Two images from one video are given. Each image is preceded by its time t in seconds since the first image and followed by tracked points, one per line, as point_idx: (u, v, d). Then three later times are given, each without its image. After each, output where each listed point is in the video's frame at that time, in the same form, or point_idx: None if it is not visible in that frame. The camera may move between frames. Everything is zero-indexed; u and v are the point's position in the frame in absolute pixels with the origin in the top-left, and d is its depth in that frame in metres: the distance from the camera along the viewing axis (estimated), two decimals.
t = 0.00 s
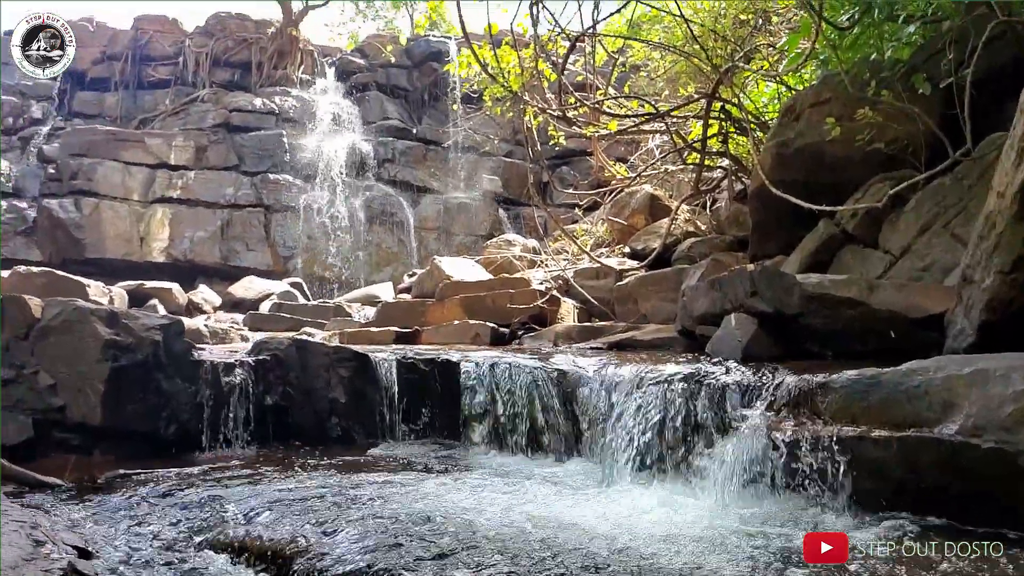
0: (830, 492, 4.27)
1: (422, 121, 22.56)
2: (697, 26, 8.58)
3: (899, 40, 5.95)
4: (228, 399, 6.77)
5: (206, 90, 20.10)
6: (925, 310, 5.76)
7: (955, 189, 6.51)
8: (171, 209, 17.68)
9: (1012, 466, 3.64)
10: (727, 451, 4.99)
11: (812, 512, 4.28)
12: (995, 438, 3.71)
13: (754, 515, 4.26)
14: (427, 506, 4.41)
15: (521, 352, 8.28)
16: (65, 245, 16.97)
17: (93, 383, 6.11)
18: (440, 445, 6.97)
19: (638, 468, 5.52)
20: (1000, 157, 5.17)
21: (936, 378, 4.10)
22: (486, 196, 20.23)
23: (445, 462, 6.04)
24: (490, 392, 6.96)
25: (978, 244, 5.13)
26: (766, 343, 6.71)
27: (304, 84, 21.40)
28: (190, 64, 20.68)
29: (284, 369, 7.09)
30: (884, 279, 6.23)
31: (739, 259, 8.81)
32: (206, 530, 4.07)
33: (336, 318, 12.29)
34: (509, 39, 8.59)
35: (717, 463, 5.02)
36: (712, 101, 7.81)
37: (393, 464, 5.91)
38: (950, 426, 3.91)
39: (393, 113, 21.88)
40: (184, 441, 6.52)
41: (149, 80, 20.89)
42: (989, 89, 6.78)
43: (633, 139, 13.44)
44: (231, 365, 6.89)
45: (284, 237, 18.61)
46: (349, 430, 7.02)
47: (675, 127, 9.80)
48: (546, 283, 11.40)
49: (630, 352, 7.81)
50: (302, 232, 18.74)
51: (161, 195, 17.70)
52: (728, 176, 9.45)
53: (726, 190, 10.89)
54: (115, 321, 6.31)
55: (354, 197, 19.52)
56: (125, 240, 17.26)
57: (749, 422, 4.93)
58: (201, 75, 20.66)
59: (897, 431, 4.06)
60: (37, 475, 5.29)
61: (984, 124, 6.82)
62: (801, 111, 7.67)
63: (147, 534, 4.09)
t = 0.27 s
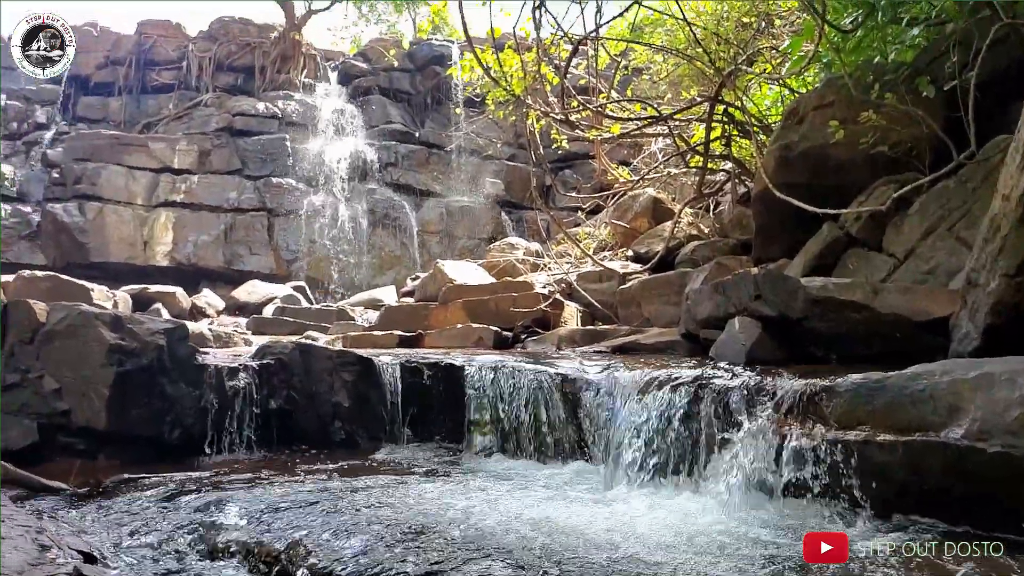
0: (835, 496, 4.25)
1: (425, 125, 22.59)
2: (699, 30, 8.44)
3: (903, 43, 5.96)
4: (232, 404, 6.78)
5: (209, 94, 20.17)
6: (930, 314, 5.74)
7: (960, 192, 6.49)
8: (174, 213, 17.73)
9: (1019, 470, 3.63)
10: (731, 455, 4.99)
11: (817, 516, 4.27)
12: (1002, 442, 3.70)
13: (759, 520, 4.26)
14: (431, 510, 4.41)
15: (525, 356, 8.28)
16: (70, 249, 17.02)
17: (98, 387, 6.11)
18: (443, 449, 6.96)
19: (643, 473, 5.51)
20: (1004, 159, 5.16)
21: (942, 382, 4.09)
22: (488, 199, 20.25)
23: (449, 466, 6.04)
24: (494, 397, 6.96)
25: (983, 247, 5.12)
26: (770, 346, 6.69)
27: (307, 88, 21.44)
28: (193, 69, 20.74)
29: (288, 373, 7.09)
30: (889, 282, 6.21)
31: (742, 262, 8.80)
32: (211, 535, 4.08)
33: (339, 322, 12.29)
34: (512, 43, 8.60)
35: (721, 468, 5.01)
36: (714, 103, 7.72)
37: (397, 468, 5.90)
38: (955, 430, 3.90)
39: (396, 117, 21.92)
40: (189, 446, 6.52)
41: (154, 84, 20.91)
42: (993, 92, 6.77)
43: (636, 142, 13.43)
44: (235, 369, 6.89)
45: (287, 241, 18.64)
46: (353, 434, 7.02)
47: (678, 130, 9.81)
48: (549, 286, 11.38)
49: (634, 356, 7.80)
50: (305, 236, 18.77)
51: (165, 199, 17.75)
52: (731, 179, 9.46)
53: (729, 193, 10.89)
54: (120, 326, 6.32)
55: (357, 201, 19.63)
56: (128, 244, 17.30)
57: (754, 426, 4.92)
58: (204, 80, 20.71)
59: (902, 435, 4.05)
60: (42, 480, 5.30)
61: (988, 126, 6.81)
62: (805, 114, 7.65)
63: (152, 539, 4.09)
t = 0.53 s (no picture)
0: (841, 501, 4.24)
1: (427, 128, 22.59)
2: (701, 34, 8.57)
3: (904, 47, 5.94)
4: (236, 409, 6.77)
5: (212, 99, 20.22)
6: (934, 317, 5.72)
7: (964, 195, 6.48)
8: (177, 218, 17.77)
9: None
10: (736, 460, 4.98)
11: (823, 520, 4.25)
12: (1008, 446, 3.68)
13: (764, 524, 4.25)
14: (435, 515, 4.40)
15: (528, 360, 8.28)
16: (73, 254, 17.08)
17: (102, 393, 6.11)
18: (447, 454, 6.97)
19: (649, 478, 5.49)
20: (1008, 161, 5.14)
21: (948, 386, 4.08)
22: (491, 203, 20.23)
23: (452, 471, 6.04)
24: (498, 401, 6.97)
25: (987, 250, 5.12)
26: (774, 350, 6.68)
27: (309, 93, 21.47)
28: (196, 74, 20.79)
29: (291, 378, 7.08)
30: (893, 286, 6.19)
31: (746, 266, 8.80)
32: (215, 541, 4.07)
33: (342, 326, 12.30)
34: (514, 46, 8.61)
35: (727, 472, 5.00)
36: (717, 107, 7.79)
37: (400, 473, 5.89)
38: (961, 434, 3.89)
39: (399, 121, 21.93)
40: (192, 451, 6.52)
41: (157, 89, 21.02)
42: (996, 94, 6.76)
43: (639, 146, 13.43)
44: (239, 374, 6.90)
45: (290, 245, 18.65)
46: (357, 439, 7.03)
47: (680, 133, 9.81)
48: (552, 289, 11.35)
49: (637, 360, 7.79)
50: (308, 241, 18.79)
51: (167, 204, 17.79)
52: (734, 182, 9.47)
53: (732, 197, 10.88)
54: (124, 332, 6.33)
55: (359, 205, 19.52)
56: (131, 249, 17.33)
57: (757, 430, 4.92)
58: (207, 85, 20.76)
59: (907, 440, 4.03)
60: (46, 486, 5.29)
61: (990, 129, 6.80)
62: (808, 116, 7.64)
63: (156, 544, 4.09)
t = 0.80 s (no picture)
0: (845, 507, 4.22)
1: (429, 133, 22.63)
2: (703, 38, 8.57)
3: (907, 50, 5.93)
4: (239, 416, 6.79)
5: (215, 105, 20.28)
6: (938, 321, 5.71)
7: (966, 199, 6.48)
8: (180, 224, 17.81)
9: None
10: (741, 466, 4.97)
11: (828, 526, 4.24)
12: (1014, 450, 3.68)
13: (769, 530, 4.23)
14: (439, 522, 4.39)
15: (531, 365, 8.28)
16: (77, 260, 17.12)
17: (105, 400, 6.11)
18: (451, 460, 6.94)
19: (653, 484, 5.48)
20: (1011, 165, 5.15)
21: (952, 391, 4.08)
22: (493, 208, 20.24)
23: (455, 477, 6.04)
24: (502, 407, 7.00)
25: (991, 254, 5.11)
26: (777, 354, 6.67)
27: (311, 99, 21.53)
28: (199, 80, 20.84)
29: (295, 385, 7.09)
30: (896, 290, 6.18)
31: (749, 270, 8.79)
32: (220, 548, 4.07)
33: (345, 332, 12.30)
34: (517, 53, 8.61)
35: (731, 478, 4.99)
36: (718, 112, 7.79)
37: (404, 479, 5.89)
38: (966, 439, 3.88)
39: (401, 126, 21.98)
40: (196, 457, 6.52)
41: (160, 96, 21.06)
42: (997, 98, 6.76)
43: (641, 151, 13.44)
44: (242, 381, 6.90)
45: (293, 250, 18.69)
46: (360, 445, 7.04)
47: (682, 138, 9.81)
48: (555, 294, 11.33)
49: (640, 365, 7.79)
50: (311, 246, 18.83)
51: (171, 210, 17.83)
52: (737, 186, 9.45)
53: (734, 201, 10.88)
54: (128, 338, 6.34)
55: (361, 212, 19.66)
56: (134, 255, 17.36)
57: (761, 436, 4.92)
58: (209, 91, 20.80)
59: (912, 444, 4.02)
60: (50, 493, 5.28)
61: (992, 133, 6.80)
62: (809, 121, 7.58)
63: (160, 552, 4.09)
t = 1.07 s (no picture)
0: (850, 516, 4.18)
1: (432, 140, 22.66)
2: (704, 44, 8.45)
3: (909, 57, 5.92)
4: (242, 424, 6.79)
5: (218, 112, 20.35)
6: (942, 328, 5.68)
7: (971, 206, 6.46)
8: (183, 230, 17.83)
9: None
10: (746, 475, 4.94)
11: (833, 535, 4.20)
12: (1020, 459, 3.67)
13: (775, 539, 4.20)
14: (441, 531, 4.36)
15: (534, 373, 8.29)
16: (80, 267, 17.13)
17: (108, 408, 6.10)
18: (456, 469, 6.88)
19: (659, 493, 5.43)
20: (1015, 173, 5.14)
21: (957, 399, 4.06)
22: (496, 214, 20.23)
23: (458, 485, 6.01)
24: (506, 415, 6.98)
25: (995, 261, 5.10)
26: (781, 362, 6.65)
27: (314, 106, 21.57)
28: (203, 87, 20.91)
29: (297, 393, 7.08)
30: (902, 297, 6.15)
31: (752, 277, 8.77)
32: (221, 557, 4.05)
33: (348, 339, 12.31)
34: (519, 61, 8.62)
35: (736, 487, 4.96)
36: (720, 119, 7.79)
37: (407, 487, 5.86)
38: (972, 448, 3.87)
39: (404, 133, 22.03)
40: (199, 465, 6.51)
41: (164, 103, 21.19)
42: (1000, 105, 6.76)
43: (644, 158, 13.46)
44: (245, 389, 6.89)
45: (296, 257, 18.69)
46: (364, 453, 6.98)
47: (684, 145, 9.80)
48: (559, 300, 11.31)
49: (644, 372, 7.77)
50: (313, 253, 18.83)
51: (173, 216, 17.84)
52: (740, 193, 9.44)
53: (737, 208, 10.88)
54: (132, 347, 6.35)
55: (364, 218, 19.60)
56: (137, 262, 17.37)
57: (766, 445, 4.90)
58: (213, 99, 20.83)
59: (918, 453, 3.99)
60: (53, 501, 5.27)
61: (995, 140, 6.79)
62: (812, 127, 7.56)
63: (161, 561, 4.07)
